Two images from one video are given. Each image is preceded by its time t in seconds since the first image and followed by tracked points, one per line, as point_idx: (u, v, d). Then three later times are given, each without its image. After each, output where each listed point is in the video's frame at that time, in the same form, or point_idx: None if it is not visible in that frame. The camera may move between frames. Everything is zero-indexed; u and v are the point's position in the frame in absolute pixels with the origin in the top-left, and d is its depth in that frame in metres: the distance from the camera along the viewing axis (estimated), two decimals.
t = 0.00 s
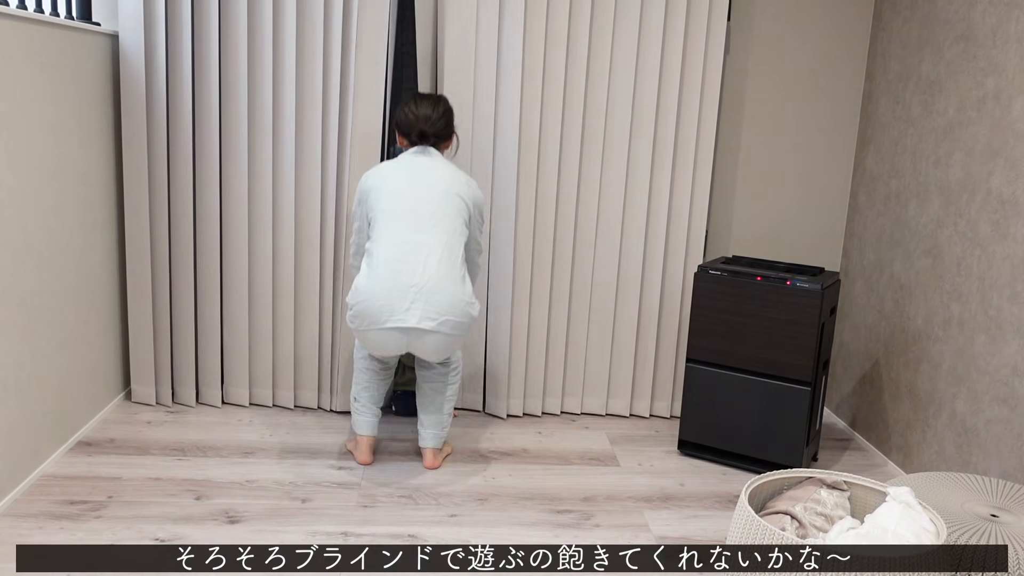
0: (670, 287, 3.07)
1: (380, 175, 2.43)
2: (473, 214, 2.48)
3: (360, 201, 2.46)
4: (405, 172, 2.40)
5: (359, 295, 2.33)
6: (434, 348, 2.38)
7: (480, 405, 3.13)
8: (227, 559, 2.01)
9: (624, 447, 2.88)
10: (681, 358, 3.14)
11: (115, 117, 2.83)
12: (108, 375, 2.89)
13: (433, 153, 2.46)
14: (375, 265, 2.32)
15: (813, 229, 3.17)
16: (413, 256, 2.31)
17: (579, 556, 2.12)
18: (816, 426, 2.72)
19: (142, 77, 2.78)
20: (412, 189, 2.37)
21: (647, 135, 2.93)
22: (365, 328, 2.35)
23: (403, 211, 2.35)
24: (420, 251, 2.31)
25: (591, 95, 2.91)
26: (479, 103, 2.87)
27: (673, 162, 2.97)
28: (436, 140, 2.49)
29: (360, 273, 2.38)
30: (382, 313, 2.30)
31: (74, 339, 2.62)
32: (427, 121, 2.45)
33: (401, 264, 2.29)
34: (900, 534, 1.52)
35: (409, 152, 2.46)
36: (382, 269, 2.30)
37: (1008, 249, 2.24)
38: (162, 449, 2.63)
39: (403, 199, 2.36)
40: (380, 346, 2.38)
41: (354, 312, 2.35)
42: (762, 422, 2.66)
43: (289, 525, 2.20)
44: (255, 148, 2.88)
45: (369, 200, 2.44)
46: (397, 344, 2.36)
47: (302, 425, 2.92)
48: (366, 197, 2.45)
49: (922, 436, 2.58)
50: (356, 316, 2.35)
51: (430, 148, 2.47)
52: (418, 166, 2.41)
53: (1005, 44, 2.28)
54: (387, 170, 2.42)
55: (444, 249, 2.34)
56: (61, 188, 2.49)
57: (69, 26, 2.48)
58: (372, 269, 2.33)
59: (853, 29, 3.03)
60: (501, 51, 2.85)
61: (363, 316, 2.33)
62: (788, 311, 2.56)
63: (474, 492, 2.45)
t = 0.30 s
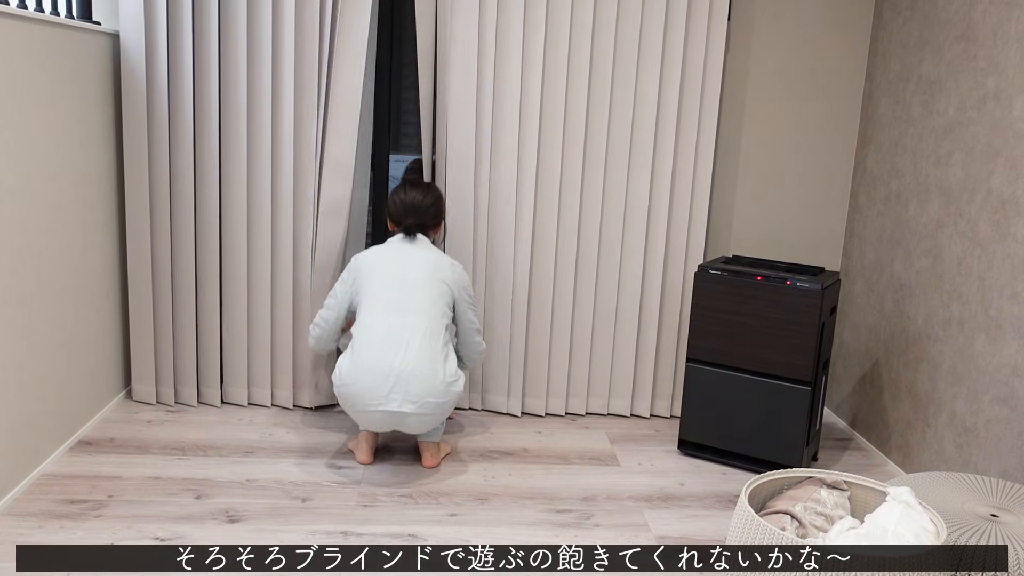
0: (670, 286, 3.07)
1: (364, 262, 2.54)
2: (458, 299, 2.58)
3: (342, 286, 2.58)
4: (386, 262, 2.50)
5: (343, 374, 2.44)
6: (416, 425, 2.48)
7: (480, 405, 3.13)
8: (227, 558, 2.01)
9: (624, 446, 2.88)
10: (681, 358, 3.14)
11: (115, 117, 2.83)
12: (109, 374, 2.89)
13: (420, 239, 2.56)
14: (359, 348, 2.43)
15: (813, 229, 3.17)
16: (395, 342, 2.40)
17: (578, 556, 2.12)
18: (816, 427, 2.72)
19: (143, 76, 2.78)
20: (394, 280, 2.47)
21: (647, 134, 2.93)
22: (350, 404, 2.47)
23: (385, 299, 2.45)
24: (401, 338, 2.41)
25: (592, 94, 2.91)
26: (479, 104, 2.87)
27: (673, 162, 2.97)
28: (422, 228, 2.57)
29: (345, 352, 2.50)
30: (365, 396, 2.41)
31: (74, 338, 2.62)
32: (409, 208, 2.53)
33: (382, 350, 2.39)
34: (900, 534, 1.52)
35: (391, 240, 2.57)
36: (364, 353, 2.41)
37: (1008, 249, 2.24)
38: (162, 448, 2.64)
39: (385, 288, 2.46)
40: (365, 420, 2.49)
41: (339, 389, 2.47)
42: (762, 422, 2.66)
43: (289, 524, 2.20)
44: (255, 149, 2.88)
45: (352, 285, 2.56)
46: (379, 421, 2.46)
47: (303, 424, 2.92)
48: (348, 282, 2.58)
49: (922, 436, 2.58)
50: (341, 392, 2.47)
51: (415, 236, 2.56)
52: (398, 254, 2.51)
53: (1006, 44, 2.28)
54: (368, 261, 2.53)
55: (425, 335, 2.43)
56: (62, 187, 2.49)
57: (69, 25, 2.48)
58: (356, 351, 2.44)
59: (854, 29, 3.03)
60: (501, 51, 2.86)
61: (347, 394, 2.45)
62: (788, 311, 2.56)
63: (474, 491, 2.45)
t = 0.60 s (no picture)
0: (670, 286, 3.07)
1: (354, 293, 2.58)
2: (450, 325, 2.60)
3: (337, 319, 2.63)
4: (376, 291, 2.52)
5: (336, 401, 2.44)
6: (412, 452, 2.48)
7: (480, 405, 3.13)
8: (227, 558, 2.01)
9: (624, 446, 2.88)
10: (681, 357, 3.14)
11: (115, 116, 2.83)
12: (109, 373, 2.89)
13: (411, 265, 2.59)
14: (351, 375, 2.43)
15: (814, 229, 3.17)
16: (387, 368, 2.40)
17: (579, 556, 2.12)
18: (816, 426, 2.72)
19: (143, 76, 2.78)
20: (383, 308, 2.48)
21: (647, 134, 2.93)
22: (343, 430, 2.46)
23: (375, 325, 2.46)
24: (392, 365, 2.41)
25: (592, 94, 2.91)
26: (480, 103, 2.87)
27: (674, 162, 2.97)
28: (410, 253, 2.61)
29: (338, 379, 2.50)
30: (358, 423, 2.41)
31: (74, 338, 2.61)
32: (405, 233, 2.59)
33: (374, 376, 2.40)
34: (900, 534, 1.52)
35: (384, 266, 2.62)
36: (356, 380, 2.41)
37: (1008, 249, 2.24)
38: (162, 447, 2.64)
39: (375, 316, 2.47)
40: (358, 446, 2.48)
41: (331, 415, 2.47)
42: (762, 422, 2.66)
43: (289, 524, 2.20)
44: (255, 148, 2.88)
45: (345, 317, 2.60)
46: (374, 448, 2.46)
47: (303, 424, 2.92)
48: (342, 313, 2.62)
49: (922, 436, 2.58)
50: (334, 418, 2.46)
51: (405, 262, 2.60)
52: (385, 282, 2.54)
53: (1007, 43, 2.28)
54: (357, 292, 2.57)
55: (417, 360, 2.43)
56: (61, 186, 2.49)
57: (69, 24, 2.48)
58: (348, 378, 2.44)
59: (854, 29, 3.03)
60: (501, 51, 2.86)
61: (340, 421, 2.44)
62: (788, 310, 2.56)
63: (474, 491, 2.45)
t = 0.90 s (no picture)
0: (670, 286, 3.07)
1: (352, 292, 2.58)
2: (449, 325, 2.60)
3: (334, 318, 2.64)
4: (372, 292, 2.52)
5: (336, 400, 2.44)
6: (411, 451, 2.48)
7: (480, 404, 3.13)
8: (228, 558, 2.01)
9: (624, 446, 2.88)
10: (681, 357, 3.14)
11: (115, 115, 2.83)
12: (109, 373, 2.89)
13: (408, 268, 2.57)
14: (350, 374, 2.43)
15: (814, 229, 3.17)
16: (385, 365, 2.41)
17: (579, 556, 2.12)
18: (816, 427, 2.72)
19: (143, 75, 2.78)
20: (382, 308, 2.48)
21: (647, 134, 2.93)
22: (340, 429, 2.45)
23: (374, 325, 2.46)
24: (392, 362, 2.41)
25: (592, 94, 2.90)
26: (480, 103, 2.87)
27: (674, 163, 2.97)
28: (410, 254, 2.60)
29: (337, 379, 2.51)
30: (357, 422, 2.40)
31: (73, 338, 2.61)
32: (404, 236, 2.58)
33: (373, 374, 2.40)
34: (900, 534, 1.52)
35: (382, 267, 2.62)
36: (355, 379, 2.41)
37: (1008, 249, 2.24)
38: (163, 447, 2.64)
39: (374, 316, 2.48)
40: (355, 445, 2.47)
41: (329, 413, 2.47)
42: (762, 422, 2.66)
43: (289, 523, 2.20)
44: (255, 148, 2.88)
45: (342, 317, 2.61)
46: (371, 447, 2.45)
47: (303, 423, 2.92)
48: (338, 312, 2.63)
49: (922, 436, 2.58)
50: (331, 416, 2.46)
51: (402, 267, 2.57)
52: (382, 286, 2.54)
53: (1007, 43, 2.28)
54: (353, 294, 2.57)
55: (416, 358, 2.44)
56: (61, 186, 2.49)
57: (68, 23, 2.48)
58: (346, 377, 2.44)
59: (854, 29, 3.03)
60: (502, 51, 2.86)
61: (339, 420, 2.44)
62: (788, 310, 2.56)
63: (474, 490, 2.45)
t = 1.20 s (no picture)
0: (670, 285, 3.07)
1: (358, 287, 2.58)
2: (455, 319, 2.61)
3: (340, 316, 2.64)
4: (377, 287, 2.52)
5: (343, 392, 2.44)
6: (417, 445, 2.48)
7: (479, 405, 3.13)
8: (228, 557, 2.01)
9: (624, 445, 2.88)
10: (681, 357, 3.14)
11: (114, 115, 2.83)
12: (108, 373, 2.89)
13: (412, 266, 2.54)
14: (358, 366, 2.44)
15: (814, 228, 3.17)
16: (392, 357, 2.41)
17: (579, 555, 2.12)
18: (816, 427, 2.72)
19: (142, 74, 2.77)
20: (388, 302, 2.48)
21: (647, 134, 2.94)
22: (347, 422, 2.46)
23: (381, 317, 2.47)
24: (398, 355, 2.42)
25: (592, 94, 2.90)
26: (480, 102, 2.87)
27: (674, 163, 2.97)
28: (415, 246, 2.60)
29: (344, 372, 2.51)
30: (365, 413, 2.40)
31: (73, 337, 2.61)
32: (408, 227, 2.56)
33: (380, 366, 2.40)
34: (900, 533, 1.52)
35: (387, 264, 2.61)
36: (362, 370, 2.42)
37: (1008, 249, 2.24)
38: (162, 446, 2.64)
39: (380, 309, 2.48)
40: (362, 438, 2.47)
41: (336, 406, 2.47)
42: (762, 422, 2.66)
43: (289, 523, 2.20)
44: (255, 147, 2.88)
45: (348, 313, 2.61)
46: (379, 440, 2.45)
47: (302, 422, 2.92)
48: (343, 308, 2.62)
49: (922, 436, 2.58)
50: (338, 409, 2.47)
51: (405, 266, 2.54)
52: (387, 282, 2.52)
53: (1007, 43, 2.28)
54: (358, 289, 2.57)
55: (422, 350, 2.44)
56: (61, 185, 2.48)
57: (68, 23, 2.47)
58: (353, 370, 2.44)
59: (854, 29, 3.03)
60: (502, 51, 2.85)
61: (346, 413, 2.44)
62: (788, 310, 2.56)
63: (474, 490, 2.46)
